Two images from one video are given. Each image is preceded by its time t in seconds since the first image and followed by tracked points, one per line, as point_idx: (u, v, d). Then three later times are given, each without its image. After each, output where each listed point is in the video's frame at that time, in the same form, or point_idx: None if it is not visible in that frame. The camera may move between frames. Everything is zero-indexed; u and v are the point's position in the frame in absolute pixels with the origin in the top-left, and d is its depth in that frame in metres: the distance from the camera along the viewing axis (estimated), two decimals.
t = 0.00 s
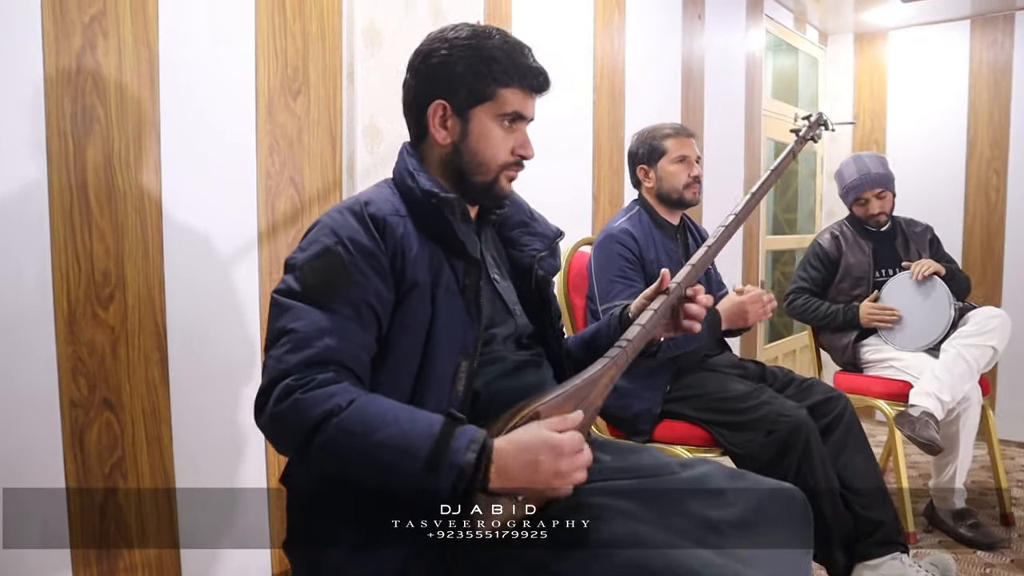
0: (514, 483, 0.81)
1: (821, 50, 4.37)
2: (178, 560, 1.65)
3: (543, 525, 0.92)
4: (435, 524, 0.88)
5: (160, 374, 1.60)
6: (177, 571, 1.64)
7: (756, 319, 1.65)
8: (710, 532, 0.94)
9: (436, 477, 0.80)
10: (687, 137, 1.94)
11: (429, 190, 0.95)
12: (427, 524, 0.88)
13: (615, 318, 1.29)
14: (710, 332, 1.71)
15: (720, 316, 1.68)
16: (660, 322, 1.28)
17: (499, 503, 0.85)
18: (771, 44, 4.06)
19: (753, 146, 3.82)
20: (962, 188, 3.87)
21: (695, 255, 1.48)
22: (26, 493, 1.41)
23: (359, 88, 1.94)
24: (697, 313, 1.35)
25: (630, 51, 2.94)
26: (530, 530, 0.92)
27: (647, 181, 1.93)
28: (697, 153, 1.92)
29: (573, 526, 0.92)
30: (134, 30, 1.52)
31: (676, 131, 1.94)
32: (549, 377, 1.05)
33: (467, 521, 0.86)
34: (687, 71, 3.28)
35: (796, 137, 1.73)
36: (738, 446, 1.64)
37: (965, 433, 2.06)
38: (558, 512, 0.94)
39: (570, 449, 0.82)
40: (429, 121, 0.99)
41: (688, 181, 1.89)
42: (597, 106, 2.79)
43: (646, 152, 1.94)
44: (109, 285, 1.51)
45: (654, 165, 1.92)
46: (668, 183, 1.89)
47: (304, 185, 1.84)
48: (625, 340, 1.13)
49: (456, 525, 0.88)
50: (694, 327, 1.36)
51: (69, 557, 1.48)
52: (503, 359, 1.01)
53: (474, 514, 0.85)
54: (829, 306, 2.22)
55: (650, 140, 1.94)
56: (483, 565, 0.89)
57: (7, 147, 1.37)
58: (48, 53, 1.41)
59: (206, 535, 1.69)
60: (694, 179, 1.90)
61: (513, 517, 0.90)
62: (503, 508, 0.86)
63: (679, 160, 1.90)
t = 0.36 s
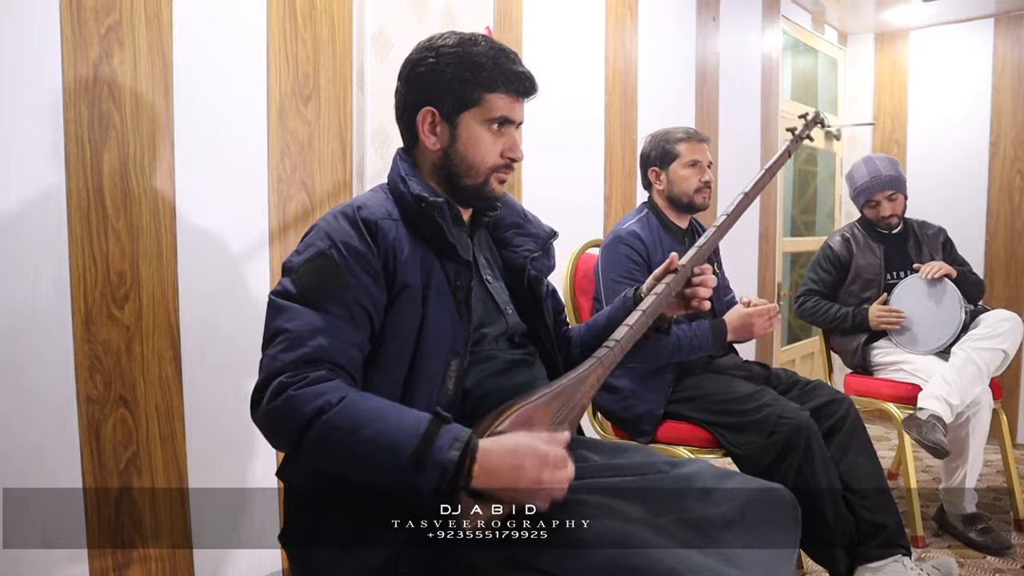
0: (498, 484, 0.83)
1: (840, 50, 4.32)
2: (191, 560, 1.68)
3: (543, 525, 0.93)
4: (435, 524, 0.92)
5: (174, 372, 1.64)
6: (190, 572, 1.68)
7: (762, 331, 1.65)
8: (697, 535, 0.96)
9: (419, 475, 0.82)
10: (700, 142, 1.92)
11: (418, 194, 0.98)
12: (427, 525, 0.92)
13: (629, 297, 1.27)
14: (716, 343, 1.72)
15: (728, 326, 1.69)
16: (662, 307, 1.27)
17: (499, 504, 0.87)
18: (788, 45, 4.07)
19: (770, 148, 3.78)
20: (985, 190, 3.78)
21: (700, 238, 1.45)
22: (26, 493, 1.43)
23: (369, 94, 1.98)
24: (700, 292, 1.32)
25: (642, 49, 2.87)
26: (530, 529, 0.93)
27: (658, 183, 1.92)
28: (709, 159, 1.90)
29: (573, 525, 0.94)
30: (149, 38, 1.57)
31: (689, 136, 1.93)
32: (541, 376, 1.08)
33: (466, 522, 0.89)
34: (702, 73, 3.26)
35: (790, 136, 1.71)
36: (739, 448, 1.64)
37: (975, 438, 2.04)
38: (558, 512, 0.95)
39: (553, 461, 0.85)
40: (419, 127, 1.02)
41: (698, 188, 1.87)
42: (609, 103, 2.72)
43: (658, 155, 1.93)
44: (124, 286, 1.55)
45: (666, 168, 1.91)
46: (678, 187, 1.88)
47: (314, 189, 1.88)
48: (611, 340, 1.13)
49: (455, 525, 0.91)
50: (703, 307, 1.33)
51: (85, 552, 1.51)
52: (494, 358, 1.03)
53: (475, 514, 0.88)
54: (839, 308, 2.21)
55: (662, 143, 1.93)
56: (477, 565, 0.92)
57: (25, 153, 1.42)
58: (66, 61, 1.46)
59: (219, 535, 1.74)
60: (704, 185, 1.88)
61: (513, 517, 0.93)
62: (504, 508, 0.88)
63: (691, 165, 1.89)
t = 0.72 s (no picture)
0: (477, 480, 0.84)
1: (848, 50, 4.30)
2: (195, 561, 1.73)
3: (543, 526, 0.94)
4: (435, 525, 0.92)
5: (179, 369, 1.68)
6: (193, 571, 1.72)
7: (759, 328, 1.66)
8: (677, 530, 0.98)
9: (403, 465, 0.85)
10: (699, 143, 1.93)
11: (407, 198, 1.01)
12: (427, 525, 0.92)
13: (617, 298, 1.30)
14: (713, 339, 1.73)
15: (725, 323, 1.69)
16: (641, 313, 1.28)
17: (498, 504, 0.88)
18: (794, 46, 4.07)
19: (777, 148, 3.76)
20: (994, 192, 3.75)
21: (691, 239, 1.46)
22: (28, 493, 1.47)
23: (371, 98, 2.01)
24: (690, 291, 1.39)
25: (647, 51, 2.88)
26: (530, 530, 0.94)
27: (657, 183, 1.94)
28: (708, 161, 1.92)
29: (573, 526, 0.94)
30: (155, 43, 1.60)
31: (689, 137, 1.93)
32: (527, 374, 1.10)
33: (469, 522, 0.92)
34: (705, 73, 3.26)
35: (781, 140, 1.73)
36: (733, 447, 1.66)
37: (973, 439, 2.04)
38: (558, 513, 0.95)
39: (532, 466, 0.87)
40: (409, 132, 1.05)
41: (696, 188, 1.89)
42: (612, 104, 2.73)
43: (658, 156, 1.94)
44: (130, 286, 1.59)
45: (665, 169, 1.92)
46: (677, 188, 1.90)
47: (316, 190, 1.91)
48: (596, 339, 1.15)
49: (456, 526, 0.92)
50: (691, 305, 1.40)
51: (92, 545, 1.55)
52: (480, 356, 1.06)
53: (475, 514, 0.91)
54: (838, 309, 2.22)
55: (663, 144, 1.94)
56: (475, 565, 0.93)
57: (34, 157, 1.46)
58: (74, 67, 1.50)
59: (220, 535, 1.77)
60: (703, 186, 1.90)
61: (513, 517, 0.94)
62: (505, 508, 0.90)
63: (691, 167, 1.90)
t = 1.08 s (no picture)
0: (469, 469, 0.85)
1: (848, 52, 4.30)
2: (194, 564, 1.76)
3: (543, 526, 0.95)
4: (435, 524, 0.96)
5: (177, 367, 1.70)
6: (192, 570, 1.75)
7: (749, 317, 1.71)
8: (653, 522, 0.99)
9: (392, 463, 0.86)
10: (688, 142, 1.96)
11: (396, 199, 1.03)
12: (427, 525, 0.96)
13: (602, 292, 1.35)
14: (704, 329, 1.73)
15: (716, 313, 1.73)
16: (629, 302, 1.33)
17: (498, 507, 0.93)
18: (794, 47, 4.07)
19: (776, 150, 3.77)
20: (993, 194, 3.74)
21: (680, 225, 1.52)
22: (28, 493, 1.50)
23: (368, 100, 2.04)
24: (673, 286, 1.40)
25: (644, 52, 2.90)
26: (530, 530, 0.95)
27: (648, 183, 1.96)
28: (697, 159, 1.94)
29: (573, 526, 0.95)
30: (155, 47, 1.63)
31: (679, 137, 1.96)
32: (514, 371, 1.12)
33: (468, 522, 0.95)
34: (704, 77, 3.23)
35: (769, 124, 1.76)
36: (722, 445, 1.67)
37: (964, 439, 2.06)
38: (558, 512, 0.96)
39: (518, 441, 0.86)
40: (397, 135, 1.08)
41: (687, 184, 1.91)
42: (610, 106, 2.75)
43: (648, 156, 1.96)
44: (129, 285, 1.62)
45: (654, 168, 1.94)
46: (667, 185, 1.92)
47: (314, 191, 1.94)
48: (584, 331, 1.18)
49: (456, 525, 0.95)
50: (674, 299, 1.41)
51: (92, 540, 1.58)
52: (468, 353, 1.08)
53: (475, 514, 0.95)
54: (833, 309, 2.23)
55: (652, 146, 1.97)
56: (475, 565, 0.93)
57: (35, 158, 1.49)
58: (76, 71, 1.53)
59: (218, 534, 1.80)
60: (692, 182, 1.92)
61: (513, 518, 0.96)
62: (503, 508, 0.96)
63: (679, 164, 1.92)
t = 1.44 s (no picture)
0: (447, 462, 0.88)
1: (847, 51, 4.30)
2: (193, 563, 1.78)
3: (543, 526, 0.95)
4: (435, 524, 0.97)
5: (176, 364, 1.72)
6: (190, 569, 1.77)
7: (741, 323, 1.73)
8: (638, 512, 1.00)
9: (377, 450, 0.88)
10: (679, 139, 1.98)
11: (382, 193, 1.06)
12: (427, 524, 0.97)
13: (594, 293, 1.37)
14: (697, 331, 1.74)
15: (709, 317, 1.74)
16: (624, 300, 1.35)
17: (499, 504, 0.97)
18: (792, 47, 4.08)
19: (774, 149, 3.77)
20: (992, 193, 3.71)
21: (670, 235, 1.52)
22: (28, 493, 1.52)
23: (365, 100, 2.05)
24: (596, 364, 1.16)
25: (641, 52, 2.91)
26: (530, 530, 0.95)
27: (639, 180, 1.97)
28: (688, 156, 1.96)
29: (573, 526, 0.95)
30: (152, 47, 1.65)
31: (669, 135, 1.98)
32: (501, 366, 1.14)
33: (468, 522, 0.96)
34: (701, 76, 3.25)
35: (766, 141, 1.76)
36: (714, 441, 1.68)
37: (957, 435, 2.07)
38: (558, 513, 0.96)
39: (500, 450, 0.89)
40: (384, 133, 1.11)
41: (677, 181, 1.93)
42: (607, 105, 2.76)
43: (639, 154, 1.98)
44: (128, 282, 1.64)
45: (646, 165, 1.96)
46: (658, 182, 1.93)
47: (311, 189, 1.96)
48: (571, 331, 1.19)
49: (456, 525, 0.96)
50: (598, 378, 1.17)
51: (91, 536, 1.60)
52: (454, 347, 1.10)
53: (475, 514, 0.96)
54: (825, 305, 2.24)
55: (644, 143, 1.99)
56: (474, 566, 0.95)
57: (34, 158, 1.51)
58: (75, 72, 1.55)
59: (217, 533, 1.82)
60: (683, 179, 1.94)
61: (513, 518, 0.96)
62: (504, 508, 0.96)
63: (670, 161, 1.94)
